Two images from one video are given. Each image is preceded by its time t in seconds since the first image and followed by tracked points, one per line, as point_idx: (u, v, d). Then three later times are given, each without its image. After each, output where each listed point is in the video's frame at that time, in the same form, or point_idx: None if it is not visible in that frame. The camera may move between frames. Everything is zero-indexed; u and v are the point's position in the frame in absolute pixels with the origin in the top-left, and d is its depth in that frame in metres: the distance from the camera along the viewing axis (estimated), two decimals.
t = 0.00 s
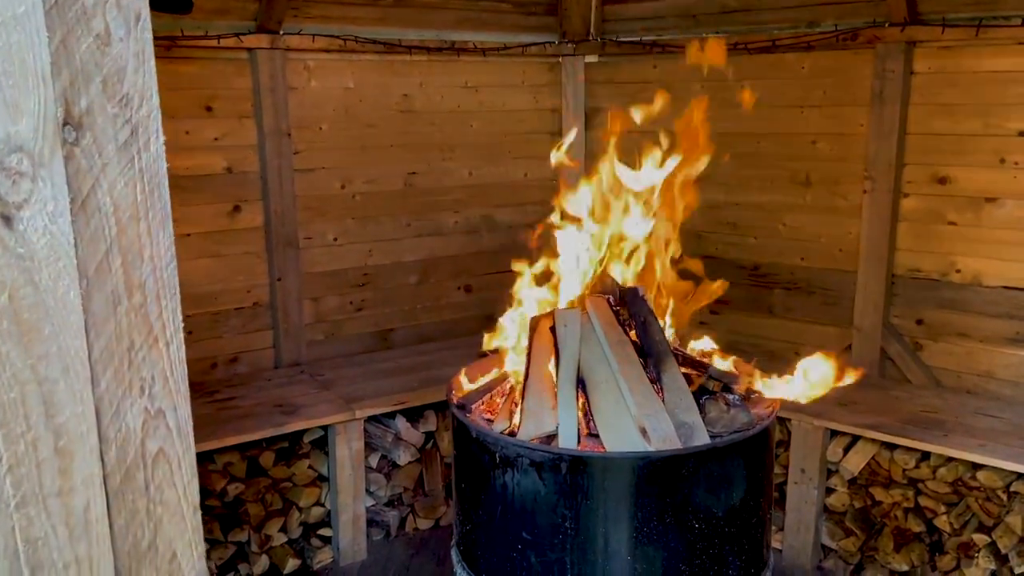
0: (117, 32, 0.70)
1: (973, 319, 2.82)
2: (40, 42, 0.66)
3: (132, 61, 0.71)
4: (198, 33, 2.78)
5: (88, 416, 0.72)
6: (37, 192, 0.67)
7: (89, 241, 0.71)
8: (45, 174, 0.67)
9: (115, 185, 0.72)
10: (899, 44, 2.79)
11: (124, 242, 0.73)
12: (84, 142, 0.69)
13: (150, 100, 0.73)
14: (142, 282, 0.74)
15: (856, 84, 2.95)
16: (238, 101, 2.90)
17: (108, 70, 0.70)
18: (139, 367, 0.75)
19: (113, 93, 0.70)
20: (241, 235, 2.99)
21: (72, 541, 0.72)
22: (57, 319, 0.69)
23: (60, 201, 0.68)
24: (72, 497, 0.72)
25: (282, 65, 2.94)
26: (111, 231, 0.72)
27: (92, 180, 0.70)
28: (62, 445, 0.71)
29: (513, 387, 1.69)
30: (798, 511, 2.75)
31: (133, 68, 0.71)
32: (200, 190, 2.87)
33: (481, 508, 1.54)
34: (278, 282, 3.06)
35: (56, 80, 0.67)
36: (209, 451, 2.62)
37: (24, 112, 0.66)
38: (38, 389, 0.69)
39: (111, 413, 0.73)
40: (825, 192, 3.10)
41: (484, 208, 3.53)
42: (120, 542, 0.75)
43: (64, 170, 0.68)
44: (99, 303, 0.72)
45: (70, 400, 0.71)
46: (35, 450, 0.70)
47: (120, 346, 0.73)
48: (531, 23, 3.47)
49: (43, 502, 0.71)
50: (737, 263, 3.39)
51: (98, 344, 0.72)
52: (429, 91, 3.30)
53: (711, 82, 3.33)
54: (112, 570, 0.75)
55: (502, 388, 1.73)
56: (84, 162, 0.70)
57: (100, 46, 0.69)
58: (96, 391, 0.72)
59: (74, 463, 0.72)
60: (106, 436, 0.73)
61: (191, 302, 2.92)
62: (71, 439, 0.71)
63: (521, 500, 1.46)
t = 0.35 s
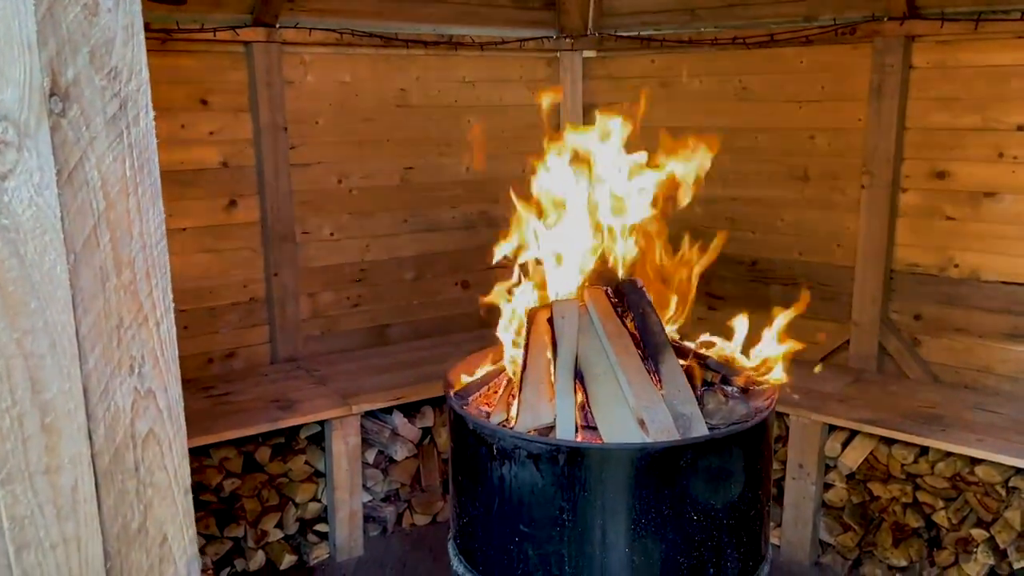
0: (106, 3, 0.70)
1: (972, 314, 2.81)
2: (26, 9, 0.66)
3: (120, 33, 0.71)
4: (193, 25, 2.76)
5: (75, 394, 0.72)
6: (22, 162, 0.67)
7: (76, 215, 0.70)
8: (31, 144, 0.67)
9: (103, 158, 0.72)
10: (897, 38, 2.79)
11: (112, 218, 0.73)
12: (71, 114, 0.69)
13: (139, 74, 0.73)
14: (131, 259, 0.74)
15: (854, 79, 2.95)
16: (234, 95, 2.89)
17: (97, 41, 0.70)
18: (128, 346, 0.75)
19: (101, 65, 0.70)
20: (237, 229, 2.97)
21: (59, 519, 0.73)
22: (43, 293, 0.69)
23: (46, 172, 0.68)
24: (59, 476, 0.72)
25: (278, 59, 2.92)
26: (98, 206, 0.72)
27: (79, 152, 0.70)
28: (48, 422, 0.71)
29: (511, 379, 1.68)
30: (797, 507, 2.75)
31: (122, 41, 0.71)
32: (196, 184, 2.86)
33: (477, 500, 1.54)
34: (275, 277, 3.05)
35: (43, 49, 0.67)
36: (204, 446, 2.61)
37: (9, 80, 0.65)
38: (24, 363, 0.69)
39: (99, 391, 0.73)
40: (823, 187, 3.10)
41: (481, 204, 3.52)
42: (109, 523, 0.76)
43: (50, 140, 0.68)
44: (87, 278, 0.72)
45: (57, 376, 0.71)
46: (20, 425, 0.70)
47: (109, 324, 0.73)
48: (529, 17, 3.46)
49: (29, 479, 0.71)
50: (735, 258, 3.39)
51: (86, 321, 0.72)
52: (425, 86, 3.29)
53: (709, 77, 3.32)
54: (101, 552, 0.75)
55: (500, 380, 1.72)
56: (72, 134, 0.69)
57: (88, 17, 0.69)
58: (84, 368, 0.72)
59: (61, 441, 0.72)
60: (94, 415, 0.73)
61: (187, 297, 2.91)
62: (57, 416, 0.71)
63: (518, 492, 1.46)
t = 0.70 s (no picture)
0: None
1: (971, 306, 2.81)
2: None
3: (115, 1, 0.68)
4: (190, 16, 2.75)
5: (71, 366, 0.68)
6: (16, 128, 0.64)
7: (71, 185, 0.67)
8: (24, 110, 0.64)
9: (99, 129, 0.68)
10: (898, 30, 2.78)
11: (108, 190, 0.69)
12: (65, 82, 0.66)
13: (134, 44, 0.70)
14: (128, 232, 0.71)
15: (854, 71, 2.94)
16: (232, 86, 2.87)
17: (92, 8, 0.67)
18: (125, 319, 0.71)
19: (96, 33, 0.67)
20: (235, 222, 2.96)
21: (54, 495, 0.69)
22: (37, 262, 0.66)
23: (40, 139, 0.65)
24: (55, 450, 0.68)
25: (276, 50, 2.91)
26: (94, 176, 0.69)
27: (74, 123, 0.67)
28: (43, 396, 0.67)
29: (511, 369, 1.67)
30: (796, 500, 2.76)
31: (117, 9, 0.68)
32: (194, 176, 2.84)
33: (477, 490, 1.53)
34: (272, 270, 3.04)
35: (37, 12, 0.64)
36: (203, 438, 2.60)
37: (1, 44, 0.62)
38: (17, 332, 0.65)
39: (96, 365, 0.70)
40: (822, 180, 3.09)
41: (479, 197, 3.51)
42: (105, 499, 0.72)
43: (45, 107, 0.65)
44: (83, 251, 0.68)
45: (53, 347, 0.67)
46: (14, 397, 0.66)
47: (105, 296, 0.70)
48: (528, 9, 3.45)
49: (22, 453, 0.67)
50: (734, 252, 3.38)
51: (81, 292, 0.69)
52: (424, 78, 3.27)
53: (709, 70, 3.31)
54: (96, 527, 0.72)
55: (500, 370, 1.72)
56: (66, 102, 0.66)
57: None
58: (80, 340, 0.69)
59: (56, 415, 0.68)
60: (91, 390, 0.70)
61: (184, 290, 2.89)
62: (52, 388, 0.68)
63: (518, 481, 1.45)
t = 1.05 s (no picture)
0: None
1: (969, 297, 2.80)
2: None
3: None
4: (185, 5, 2.73)
5: (58, 337, 0.70)
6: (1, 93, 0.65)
7: (59, 154, 0.69)
8: (10, 75, 0.65)
9: (87, 97, 0.70)
10: (896, 20, 2.77)
11: (96, 159, 0.71)
12: (52, 47, 0.67)
13: (123, 14, 0.71)
14: (116, 203, 0.73)
15: (852, 61, 2.93)
16: (228, 76, 2.86)
17: None
18: (113, 293, 0.73)
19: None
20: (231, 212, 2.95)
21: (42, 467, 0.70)
22: (23, 231, 0.67)
23: (26, 105, 0.66)
24: (42, 422, 0.70)
25: (272, 39, 2.89)
26: (81, 144, 0.70)
27: (61, 89, 0.68)
28: (30, 365, 0.68)
29: (508, 356, 1.66)
30: (793, 490, 2.76)
31: None
32: (189, 167, 2.83)
33: (474, 477, 1.52)
34: (269, 261, 3.03)
35: None
36: (199, 429, 2.60)
37: None
38: (4, 303, 0.67)
39: (84, 338, 0.72)
40: (820, 171, 3.09)
41: (476, 188, 3.50)
42: (95, 474, 0.74)
43: (31, 72, 0.66)
44: (69, 220, 0.70)
45: (39, 318, 0.69)
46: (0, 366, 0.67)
47: (92, 269, 0.72)
48: None
49: (10, 424, 0.68)
50: (732, 243, 3.37)
51: (69, 264, 0.70)
52: (421, 69, 3.26)
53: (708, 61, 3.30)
54: (86, 502, 0.73)
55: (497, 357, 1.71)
56: (53, 68, 0.67)
57: None
58: (67, 312, 0.70)
59: (44, 386, 0.69)
60: (79, 362, 0.71)
61: (180, 281, 2.88)
62: (39, 358, 0.69)
63: (515, 467, 1.44)
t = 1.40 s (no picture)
0: None
1: (966, 286, 2.80)
2: None
3: None
4: None
5: (44, 312, 0.69)
6: None
7: (44, 123, 0.68)
8: None
9: (74, 69, 0.69)
10: (895, 7, 2.76)
11: (82, 132, 0.70)
12: (37, 17, 0.66)
13: None
14: (104, 176, 0.72)
15: (850, 49, 2.92)
16: (223, 64, 2.84)
17: None
18: (100, 268, 0.73)
19: None
20: (227, 202, 2.94)
21: (29, 443, 0.70)
22: (9, 202, 0.66)
23: (11, 74, 0.65)
24: (29, 397, 0.69)
25: (267, 27, 2.88)
26: (67, 116, 0.69)
27: (47, 60, 0.68)
28: (15, 339, 0.68)
29: (504, 343, 1.66)
30: (790, 479, 2.76)
31: None
32: (185, 156, 2.82)
33: (471, 464, 1.52)
34: (265, 250, 3.02)
35: None
36: (194, 419, 2.59)
37: None
38: None
39: (71, 312, 0.71)
40: (818, 160, 3.08)
41: (474, 177, 3.49)
42: (83, 451, 0.74)
43: (16, 42, 0.65)
44: (55, 192, 0.69)
45: (25, 292, 0.68)
46: None
47: (79, 243, 0.71)
48: None
49: None
50: (730, 233, 3.37)
51: (55, 236, 0.70)
52: (417, 57, 3.24)
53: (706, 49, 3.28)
54: (75, 480, 0.73)
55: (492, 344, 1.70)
56: (38, 37, 0.67)
57: None
58: (54, 286, 0.70)
59: (30, 360, 0.69)
60: (66, 336, 0.71)
61: (177, 271, 2.87)
62: (25, 332, 0.68)
63: (512, 454, 1.44)
